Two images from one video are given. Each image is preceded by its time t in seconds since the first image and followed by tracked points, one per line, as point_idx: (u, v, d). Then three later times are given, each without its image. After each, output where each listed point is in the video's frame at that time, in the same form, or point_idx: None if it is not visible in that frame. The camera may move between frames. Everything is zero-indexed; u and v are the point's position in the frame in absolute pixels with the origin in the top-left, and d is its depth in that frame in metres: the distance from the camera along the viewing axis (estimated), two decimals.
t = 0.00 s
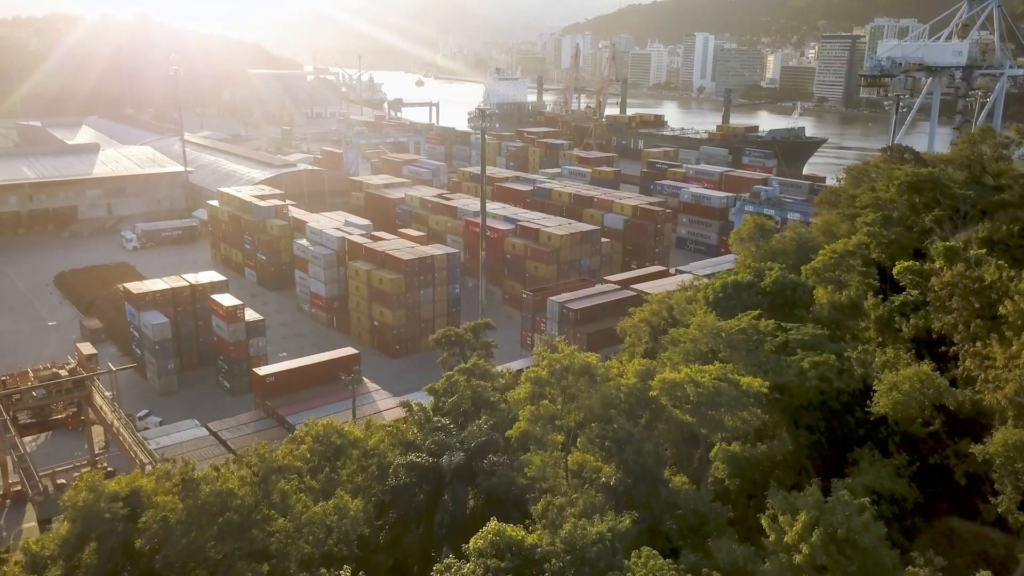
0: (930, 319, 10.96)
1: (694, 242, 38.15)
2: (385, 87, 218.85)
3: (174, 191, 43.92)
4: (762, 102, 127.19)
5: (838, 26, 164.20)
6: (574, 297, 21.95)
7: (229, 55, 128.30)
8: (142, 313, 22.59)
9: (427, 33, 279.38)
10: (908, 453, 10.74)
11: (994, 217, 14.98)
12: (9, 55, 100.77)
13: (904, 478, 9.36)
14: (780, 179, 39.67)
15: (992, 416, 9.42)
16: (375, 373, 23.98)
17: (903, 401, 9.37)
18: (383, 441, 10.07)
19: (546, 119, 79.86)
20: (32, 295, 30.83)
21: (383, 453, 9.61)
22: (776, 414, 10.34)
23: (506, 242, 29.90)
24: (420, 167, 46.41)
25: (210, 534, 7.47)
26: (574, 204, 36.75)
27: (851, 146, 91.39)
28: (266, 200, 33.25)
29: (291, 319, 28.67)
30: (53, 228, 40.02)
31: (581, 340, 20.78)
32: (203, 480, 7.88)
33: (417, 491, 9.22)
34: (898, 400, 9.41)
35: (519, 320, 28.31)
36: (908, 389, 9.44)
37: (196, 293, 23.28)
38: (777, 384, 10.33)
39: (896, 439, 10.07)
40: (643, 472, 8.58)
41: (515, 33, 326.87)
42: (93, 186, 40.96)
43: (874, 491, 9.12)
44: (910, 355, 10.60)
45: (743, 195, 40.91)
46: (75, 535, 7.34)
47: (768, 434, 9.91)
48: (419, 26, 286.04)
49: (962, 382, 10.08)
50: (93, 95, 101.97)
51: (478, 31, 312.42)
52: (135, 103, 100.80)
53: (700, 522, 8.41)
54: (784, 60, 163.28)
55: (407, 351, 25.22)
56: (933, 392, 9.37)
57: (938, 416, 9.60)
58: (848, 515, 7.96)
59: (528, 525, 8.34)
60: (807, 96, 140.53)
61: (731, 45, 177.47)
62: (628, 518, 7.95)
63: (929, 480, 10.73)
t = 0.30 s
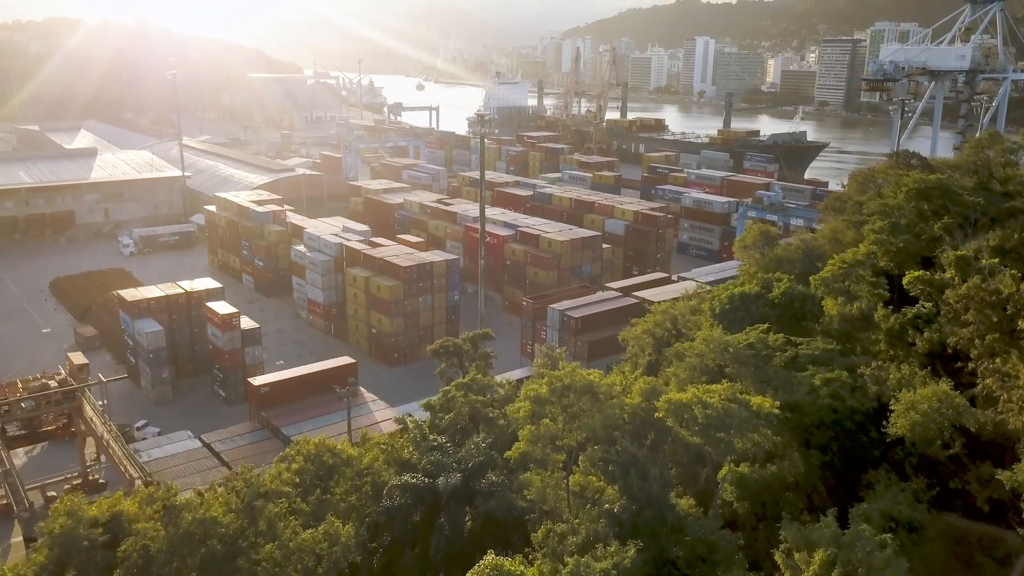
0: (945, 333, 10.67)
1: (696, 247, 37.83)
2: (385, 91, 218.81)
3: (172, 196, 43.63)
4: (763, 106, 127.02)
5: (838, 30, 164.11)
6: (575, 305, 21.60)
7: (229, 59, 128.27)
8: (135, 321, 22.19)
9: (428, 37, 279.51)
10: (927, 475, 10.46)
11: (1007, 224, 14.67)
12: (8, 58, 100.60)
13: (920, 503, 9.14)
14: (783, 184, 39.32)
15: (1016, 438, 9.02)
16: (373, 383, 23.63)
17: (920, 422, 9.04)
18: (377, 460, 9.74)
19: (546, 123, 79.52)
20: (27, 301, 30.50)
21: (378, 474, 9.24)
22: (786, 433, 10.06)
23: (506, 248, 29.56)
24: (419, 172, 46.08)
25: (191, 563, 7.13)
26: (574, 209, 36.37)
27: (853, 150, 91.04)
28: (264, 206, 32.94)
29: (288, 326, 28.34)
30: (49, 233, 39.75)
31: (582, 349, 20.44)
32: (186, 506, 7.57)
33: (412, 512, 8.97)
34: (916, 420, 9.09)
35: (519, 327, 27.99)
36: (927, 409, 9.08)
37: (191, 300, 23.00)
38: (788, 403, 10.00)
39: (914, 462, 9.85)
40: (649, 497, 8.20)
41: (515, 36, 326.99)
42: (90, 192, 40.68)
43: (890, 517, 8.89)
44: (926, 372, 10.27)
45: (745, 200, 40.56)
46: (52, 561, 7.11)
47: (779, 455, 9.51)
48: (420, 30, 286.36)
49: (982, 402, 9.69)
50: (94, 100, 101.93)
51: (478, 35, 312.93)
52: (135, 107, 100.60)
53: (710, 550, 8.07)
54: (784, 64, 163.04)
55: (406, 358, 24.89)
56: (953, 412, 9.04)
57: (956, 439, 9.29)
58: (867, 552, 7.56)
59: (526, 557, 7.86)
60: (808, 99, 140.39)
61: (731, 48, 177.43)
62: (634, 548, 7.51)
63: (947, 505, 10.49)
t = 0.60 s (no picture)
0: (962, 348, 10.36)
1: (697, 253, 37.50)
2: (385, 95, 218.92)
3: (169, 202, 43.33)
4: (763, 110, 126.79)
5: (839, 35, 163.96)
6: (576, 313, 21.22)
7: (229, 63, 128.26)
8: (129, 329, 21.85)
9: (428, 41, 279.92)
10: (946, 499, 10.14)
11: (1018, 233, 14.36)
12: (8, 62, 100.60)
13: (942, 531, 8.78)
14: (785, 190, 39.00)
15: None
16: (370, 392, 23.23)
17: (939, 446, 8.79)
18: (370, 480, 9.40)
19: (546, 128, 79.28)
20: (22, 308, 30.16)
21: (372, 495, 8.94)
22: (798, 455, 9.78)
23: (506, 254, 29.21)
24: (418, 177, 45.79)
25: None
26: (575, 214, 36.06)
27: (854, 155, 90.77)
28: (262, 212, 32.64)
29: (285, 333, 28.00)
30: (46, 239, 39.44)
31: (583, 358, 20.08)
32: (169, 535, 7.20)
33: (406, 536, 8.54)
34: (939, 444, 8.78)
35: (520, 335, 27.62)
36: (947, 432, 8.81)
37: (186, 308, 22.63)
38: (799, 423, 9.72)
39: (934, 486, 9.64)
40: (653, 525, 7.74)
41: (515, 40, 327.27)
42: (87, 197, 40.39)
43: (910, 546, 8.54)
44: (944, 392, 10.01)
45: (747, 206, 40.22)
46: None
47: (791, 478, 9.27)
48: (420, 34, 286.70)
49: (1005, 422, 9.24)
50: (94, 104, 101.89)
51: (478, 39, 313.27)
52: (134, 112, 100.45)
53: None
54: (785, 69, 162.93)
55: (404, 367, 24.53)
56: (974, 435, 8.73)
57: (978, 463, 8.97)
58: None
59: None
60: (808, 104, 140.16)
61: (732, 53, 177.40)
62: None
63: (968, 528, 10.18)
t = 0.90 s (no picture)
0: (982, 364, 9.96)
1: (699, 259, 37.17)
2: (385, 99, 218.80)
3: (167, 207, 42.98)
4: (764, 115, 126.68)
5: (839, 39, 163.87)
6: (577, 321, 20.86)
7: (229, 67, 128.06)
8: (123, 338, 21.48)
9: (428, 45, 280.01)
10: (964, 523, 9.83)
11: None
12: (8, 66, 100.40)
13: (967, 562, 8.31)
14: (787, 195, 38.67)
15: None
16: (368, 402, 22.82)
17: (964, 473, 8.37)
18: (363, 503, 9.08)
19: (547, 132, 78.95)
20: (16, 315, 29.89)
21: (366, 519, 8.66)
22: (811, 479, 9.41)
23: (506, 260, 28.85)
24: (418, 182, 45.45)
25: None
26: (576, 220, 35.70)
27: (855, 159, 90.49)
28: (259, 217, 32.31)
29: (282, 341, 27.64)
30: (42, 245, 39.08)
31: (584, 368, 19.69)
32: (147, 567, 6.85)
33: (399, 564, 8.23)
34: (963, 470, 8.38)
35: (520, 343, 27.23)
36: (972, 457, 8.38)
37: (180, 316, 22.27)
38: (812, 445, 9.28)
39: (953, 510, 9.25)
40: (661, 557, 7.67)
41: (514, 45, 327.56)
42: (84, 202, 40.11)
43: None
44: (963, 412, 9.57)
45: (749, 211, 39.85)
46: None
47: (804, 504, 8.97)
48: (421, 38, 286.84)
49: None
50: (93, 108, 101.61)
51: (478, 43, 313.58)
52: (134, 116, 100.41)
53: None
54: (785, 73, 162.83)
55: (402, 376, 24.14)
56: (1000, 459, 8.32)
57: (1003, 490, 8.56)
58: None
59: None
60: (809, 108, 140.04)
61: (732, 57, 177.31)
62: None
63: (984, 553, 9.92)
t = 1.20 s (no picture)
0: (1004, 379, 9.44)
1: (701, 265, 36.82)
2: (385, 103, 218.82)
3: (164, 212, 42.63)
4: (764, 119, 126.40)
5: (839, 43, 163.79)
6: (578, 330, 20.48)
7: (230, 71, 127.99)
8: (115, 346, 21.09)
9: (428, 48, 280.23)
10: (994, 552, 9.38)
11: None
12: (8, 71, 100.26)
13: None
14: (789, 201, 38.34)
15: None
16: (365, 412, 22.44)
17: (992, 503, 7.90)
18: (354, 528, 8.77)
19: (547, 137, 78.65)
20: (10, 323, 29.52)
21: (357, 545, 8.40)
22: (827, 506, 9.04)
23: (506, 267, 28.46)
24: (417, 187, 45.11)
25: None
26: (576, 225, 35.33)
27: (856, 164, 90.18)
28: (256, 223, 31.97)
29: (278, 349, 27.28)
30: (37, 250, 38.74)
31: (585, 378, 19.31)
32: None
33: None
34: (990, 502, 7.91)
35: (520, 351, 26.84)
36: (1000, 486, 7.90)
37: (174, 324, 21.89)
38: (827, 470, 8.94)
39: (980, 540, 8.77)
40: None
41: (515, 50, 327.82)
42: (81, 207, 39.77)
43: None
44: (987, 434, 9.10)
45: (751, 217, 39.49)
46: None
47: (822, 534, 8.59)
48: (421, 42, 287.10)
49: None
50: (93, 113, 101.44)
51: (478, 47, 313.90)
52: (134, 120, 100.19)
53: None
54: (786, 78, 162.72)
55: (399, 385, 23.76)
56: None
57: None
58: None
59: None
60: (809, 112, 139.86)
61: (732, 62, 177.27)
62: None
63: None
